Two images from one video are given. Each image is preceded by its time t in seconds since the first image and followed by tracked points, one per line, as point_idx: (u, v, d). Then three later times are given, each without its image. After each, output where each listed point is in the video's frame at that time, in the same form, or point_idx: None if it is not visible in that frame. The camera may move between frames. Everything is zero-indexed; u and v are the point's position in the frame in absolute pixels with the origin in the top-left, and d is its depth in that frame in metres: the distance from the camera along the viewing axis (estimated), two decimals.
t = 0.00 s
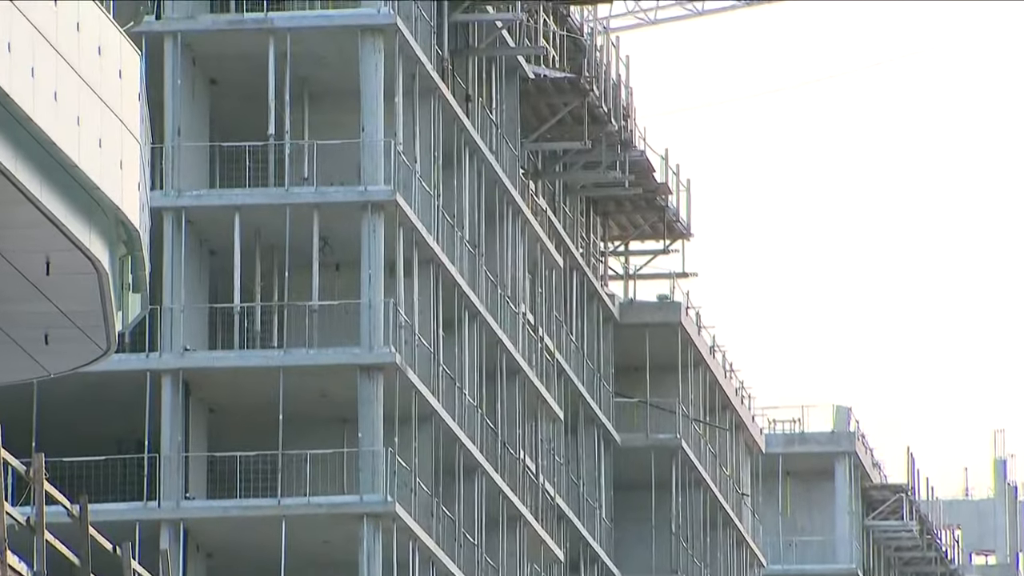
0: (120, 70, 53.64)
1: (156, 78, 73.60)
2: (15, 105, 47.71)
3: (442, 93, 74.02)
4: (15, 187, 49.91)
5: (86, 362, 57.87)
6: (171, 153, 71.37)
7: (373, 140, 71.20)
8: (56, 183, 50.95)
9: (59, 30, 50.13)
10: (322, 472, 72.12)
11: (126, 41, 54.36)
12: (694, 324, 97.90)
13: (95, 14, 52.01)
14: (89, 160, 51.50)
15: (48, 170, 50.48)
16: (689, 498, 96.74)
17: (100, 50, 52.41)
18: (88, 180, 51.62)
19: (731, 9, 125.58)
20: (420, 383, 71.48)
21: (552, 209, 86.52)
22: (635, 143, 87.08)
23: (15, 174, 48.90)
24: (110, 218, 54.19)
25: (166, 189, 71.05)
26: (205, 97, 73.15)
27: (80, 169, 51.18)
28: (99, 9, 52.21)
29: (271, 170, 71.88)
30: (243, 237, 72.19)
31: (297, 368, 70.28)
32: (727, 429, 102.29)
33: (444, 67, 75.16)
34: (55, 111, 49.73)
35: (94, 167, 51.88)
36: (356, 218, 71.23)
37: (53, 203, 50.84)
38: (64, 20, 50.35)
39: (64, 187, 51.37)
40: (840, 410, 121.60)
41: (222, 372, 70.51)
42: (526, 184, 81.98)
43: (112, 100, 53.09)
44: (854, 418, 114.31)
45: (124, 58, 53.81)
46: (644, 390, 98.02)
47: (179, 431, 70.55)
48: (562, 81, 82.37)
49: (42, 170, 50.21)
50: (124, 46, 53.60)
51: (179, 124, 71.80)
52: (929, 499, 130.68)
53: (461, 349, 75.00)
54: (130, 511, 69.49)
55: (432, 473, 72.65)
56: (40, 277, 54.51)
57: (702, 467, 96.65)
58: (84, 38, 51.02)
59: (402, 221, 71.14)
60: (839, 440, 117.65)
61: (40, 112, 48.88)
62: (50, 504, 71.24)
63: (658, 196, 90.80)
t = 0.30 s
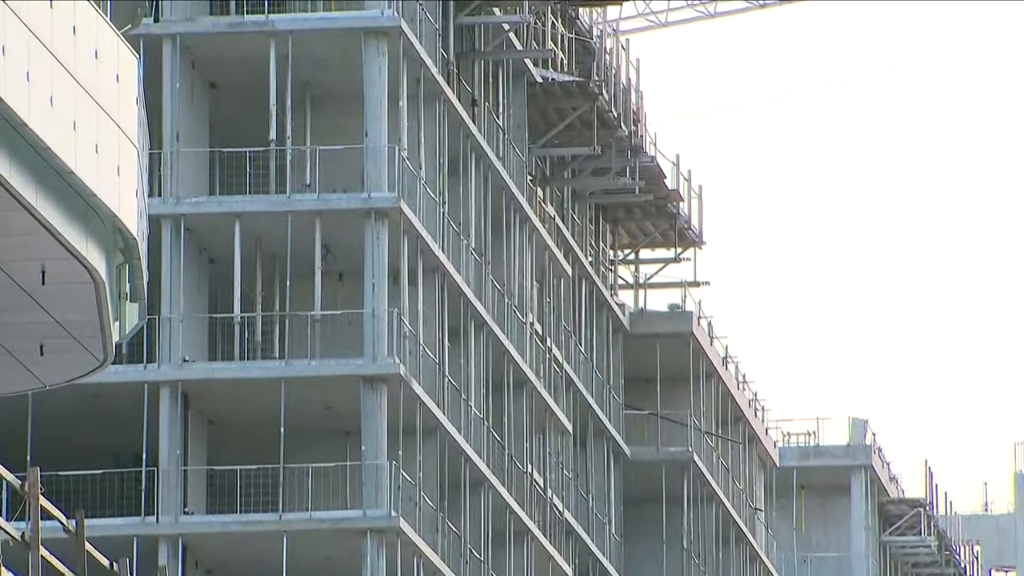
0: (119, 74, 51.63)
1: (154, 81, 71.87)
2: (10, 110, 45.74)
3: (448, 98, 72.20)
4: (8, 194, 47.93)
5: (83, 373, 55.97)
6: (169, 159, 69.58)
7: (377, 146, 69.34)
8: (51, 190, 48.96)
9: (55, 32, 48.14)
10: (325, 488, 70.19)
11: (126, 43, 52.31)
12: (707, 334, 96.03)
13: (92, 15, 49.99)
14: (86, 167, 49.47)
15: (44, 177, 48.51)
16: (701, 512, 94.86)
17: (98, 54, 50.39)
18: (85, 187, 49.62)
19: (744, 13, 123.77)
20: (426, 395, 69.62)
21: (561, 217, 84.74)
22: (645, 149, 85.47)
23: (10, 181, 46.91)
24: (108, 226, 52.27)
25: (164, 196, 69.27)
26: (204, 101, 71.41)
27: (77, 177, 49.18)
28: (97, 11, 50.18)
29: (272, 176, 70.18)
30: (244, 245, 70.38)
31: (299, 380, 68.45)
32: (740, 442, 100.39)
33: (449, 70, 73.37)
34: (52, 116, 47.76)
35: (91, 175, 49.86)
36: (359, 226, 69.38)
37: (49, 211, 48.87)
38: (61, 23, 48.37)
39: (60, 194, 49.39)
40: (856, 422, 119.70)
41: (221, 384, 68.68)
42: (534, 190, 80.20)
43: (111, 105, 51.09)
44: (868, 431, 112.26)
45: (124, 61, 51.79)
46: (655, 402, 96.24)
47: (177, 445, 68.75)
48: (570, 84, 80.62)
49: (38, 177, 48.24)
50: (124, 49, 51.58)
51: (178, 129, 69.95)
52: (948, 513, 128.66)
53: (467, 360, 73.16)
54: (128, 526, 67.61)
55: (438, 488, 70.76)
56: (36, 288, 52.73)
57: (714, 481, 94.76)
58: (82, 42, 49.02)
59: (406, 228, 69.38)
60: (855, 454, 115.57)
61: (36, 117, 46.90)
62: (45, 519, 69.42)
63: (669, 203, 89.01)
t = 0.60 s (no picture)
0: (115, 74, 50.60)
1: (152, 81, 70.92)
2: (6, 110, 44.74)
3: (449, 98, 71.20)
4: (4, 196, 46.91)
5: (82, 376, 55.00)
6: (167, 161, 68.59)
7: (378, 147, 68.29)
8: (48, 192, 47.93)
9: (51, 32, 47.14)
10: (325, 493, 69.24)
11: (121, 42, 51.26)
12: (713, 339, 94.83)
13: (88, 14, 48.96)
14: (82, 168, 48.44)
15: (40, 178, 47.48)
16: (706, 518, 93.80)
17: (94, 53, 49.36)
18: (82, 189, 48.59)
19: (749, 12, 122.79)
20: (427, 399, 68.61)
21: (565, 219, 83.75)
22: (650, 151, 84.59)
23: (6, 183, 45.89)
24: (105, 229, 51.27)
25: (162, 198, 68.28)
26: (202, 101, 70.47)
27: (74, 178, 48.15)
28: (92, 10, 49.14)
29: (271, 176, 69.24)
30: (243, 248, 69.41)
31: (299, 384, 67.45)
32: (747, 448, 99.36)
33: (451, 71, 72.41)
34: (48, 116, 46.73)
35: (87, 176, 48.84)
36: (360, 228, 68.37)
37: (46, 213, 47.84)
38: (57, 22, 47.34)
39: (56, 196, 48.36)
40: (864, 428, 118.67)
41: (220, 389, 67.70)
42: (537, 192, 79.24)
43: (107, 106, 50.07)
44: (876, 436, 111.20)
45: (120, 60, 50.76)
46: (659, 407, 95.32)
47: (175, 450, 67.78)
48: (574, 85, 79.71)
49: (34, 179, 47.21)
50: (120, 48, 50.55)
51: (176, 130, 68.98)
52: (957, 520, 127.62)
53: (469, 364, 72.19)
54: (125, 532, 66.58)
55: (439, 494, 69.82)
56: (32, 291, 51.77)
57: (720, 487, 93.68)
58: (78, 41, 47.99)
59: (408, 231, 68.36)
60: (862, 459, 114.62)
61: (32, 118, 45.88)
62: (42, 525, 68.43)
63: (673, 205, 88.02)
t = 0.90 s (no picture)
0: (118, 72, 50.55)
1: (154, 79, 70.92)
2: (8, 108, 44.71)
3: (452, 96, 71.17)
4: (6, 194, 46.88)
5: (84, 374, 54.98)
6: (169, 159, 68.56)
7: (380, 145, 68.28)
8: (50, 190, 47.91)
9: (54, 30, 47.10)
10: (327, 491, 69.26)
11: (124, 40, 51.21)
12: (716, 338, 94.69)
13: (91, 12, 48.91)
14: (84, 166, 48.42)
15: (42, 176, 47.44)
16: (709, 518, 93.68)
17: (96, 51, 49.32)
18: (84, 187, 48.56)
19: (751, 11, 122.79)
20: (429, 398, 68.60)
21: (567, 217, 83.77)
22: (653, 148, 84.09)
23: (9, 182, 45.87)
24: (108, 227, 51.25)
25: (164, 197, 68.19)
26: (204, 100, 70.46)
27: (76, 175, 48.14)
28: (94, 8, 49.09)
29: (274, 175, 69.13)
30: (245, 246, 69.39)
31: (301, 383, 67.42)
32: (749, 447, 99.31)
33: (454, 69, 72.41)
34: (50, 114, 46.71)
35: (89, 174, 48.81)
36: (362, 226, 68.37)
37: (48, 211, 47.82)
38: (59, 20, 47.30)
39: (58, 194, 48.34)
40: (866, 427, 118.71)
41: (223, 387, 67.68)
42: (539, 190, 79.23)
43: (109, 104, 50.03)
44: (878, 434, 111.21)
45: (122, 59, 50.71)
46: (662, 406, 95.32)
47: (178, 449, 67.75)
48: (576, 83, 79.58)
49: (36, 177, 47.18)
50: (123, 46, 50.49)
51: (177, 128, 68.95)
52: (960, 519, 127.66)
53: (472, 363, 72.22)
54: (127, 531, 66.53)
55: (441, 492, 69.97)
56: (34, 289, 51.78)
57: (723, 486, 93.65)
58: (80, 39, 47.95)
59: (410, 230, 68.35)
60: (865, 458, 114.48)
61: (35, 117, 45.86)
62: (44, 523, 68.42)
63: (676, 204, 87.94)
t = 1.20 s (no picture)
0: (118, 70, 50.54)
1: (154, 78, 70.91)
2: (8, 107, 44.71)
3: (452, 94, 71.16)
4: (6, 193, 46.88)
5: (85, 373, 54.98)
6: (170, 157, 68.56)
7: (381, 143, 68.28)
8: (50, 188, 47.90)
9: (54, 29, 47.10)
10: (327, 490, 69.24)
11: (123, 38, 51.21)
12: (716, 336, 94.71)
13: (91, 10, 48.91)
14: (84, 164, 48.40)
15: (42, 175, 47.45)
16: (710, 517, 93.58)
17: (97, 49, 49.33)
18: (84, 184, 48.56)
19: (752, 9, 122.76)
20: (430, 396, 68.63)
21: (567, 216, 83.78)
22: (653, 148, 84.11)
23: (9, 180, 45.86)
24: (108, 225, 51.26)
25: (164, 195, 68.18)
26: (205, 98, 70.45)
27: (76, 173, 48.13)
28: (95, 6, 49.09)
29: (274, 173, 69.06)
30: (244, 244, 69.37)
31: (301, 381, 67.42)
32: (749, 445, 99.26)
33: (454, 67, 72.41)
34: (50, 112, 46.70)
35: (89, 172, 48.80)
36: (362, 224, 68.39)
37: (48, 210, 47.81)
38: (59, 19, 47.30)
39: (58, 191, 48.33)
40: (867, 425, 118.73)
41: (223, 385, 67.69)
42: (539, 189, 79.22)
43: (110, 103, 50.04)
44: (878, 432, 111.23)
45: (122, 57, 50.71)
46: (662, 404, 95.29)
47: (178, 447, 67.76)
48: (577, 82, 79.56)
49: (37, 175, 47.17)
50: (123, 44, 50.49)
51: (177, 126, 68.92)
52: (960, 517, 127.69)
53: (472, 361, 72.22)
54: (128, 529, 66.55)
55: (441, 490, 69.97)
56: (35, 288, 51.76)
57: (723, 484, 93.58)
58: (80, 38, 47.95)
59: (410, 228, 68.35)
60: (865, 456, 114.58)
61: (35, 116, 45.86)
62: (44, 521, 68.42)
63: (676, 202, 87.85)
